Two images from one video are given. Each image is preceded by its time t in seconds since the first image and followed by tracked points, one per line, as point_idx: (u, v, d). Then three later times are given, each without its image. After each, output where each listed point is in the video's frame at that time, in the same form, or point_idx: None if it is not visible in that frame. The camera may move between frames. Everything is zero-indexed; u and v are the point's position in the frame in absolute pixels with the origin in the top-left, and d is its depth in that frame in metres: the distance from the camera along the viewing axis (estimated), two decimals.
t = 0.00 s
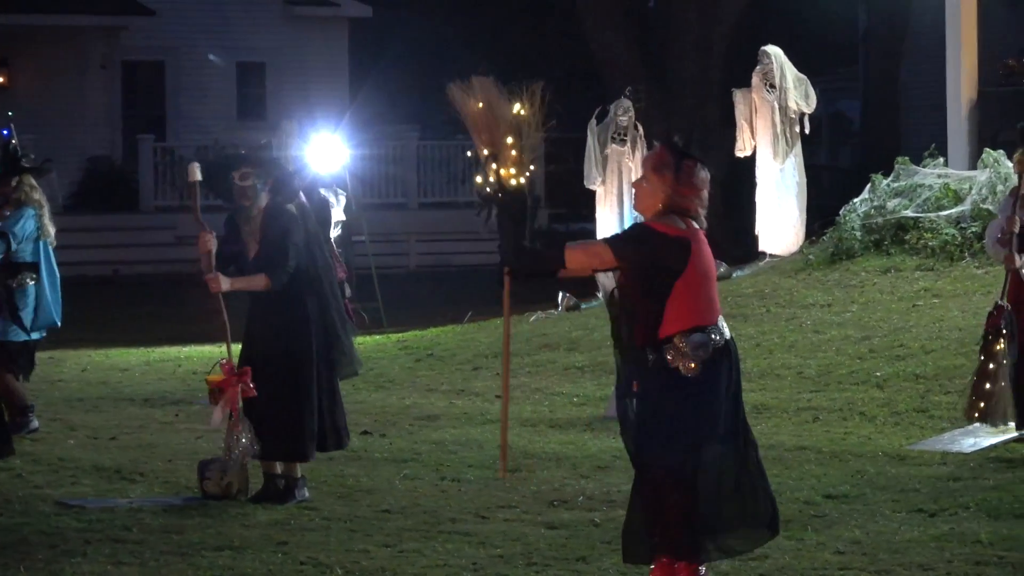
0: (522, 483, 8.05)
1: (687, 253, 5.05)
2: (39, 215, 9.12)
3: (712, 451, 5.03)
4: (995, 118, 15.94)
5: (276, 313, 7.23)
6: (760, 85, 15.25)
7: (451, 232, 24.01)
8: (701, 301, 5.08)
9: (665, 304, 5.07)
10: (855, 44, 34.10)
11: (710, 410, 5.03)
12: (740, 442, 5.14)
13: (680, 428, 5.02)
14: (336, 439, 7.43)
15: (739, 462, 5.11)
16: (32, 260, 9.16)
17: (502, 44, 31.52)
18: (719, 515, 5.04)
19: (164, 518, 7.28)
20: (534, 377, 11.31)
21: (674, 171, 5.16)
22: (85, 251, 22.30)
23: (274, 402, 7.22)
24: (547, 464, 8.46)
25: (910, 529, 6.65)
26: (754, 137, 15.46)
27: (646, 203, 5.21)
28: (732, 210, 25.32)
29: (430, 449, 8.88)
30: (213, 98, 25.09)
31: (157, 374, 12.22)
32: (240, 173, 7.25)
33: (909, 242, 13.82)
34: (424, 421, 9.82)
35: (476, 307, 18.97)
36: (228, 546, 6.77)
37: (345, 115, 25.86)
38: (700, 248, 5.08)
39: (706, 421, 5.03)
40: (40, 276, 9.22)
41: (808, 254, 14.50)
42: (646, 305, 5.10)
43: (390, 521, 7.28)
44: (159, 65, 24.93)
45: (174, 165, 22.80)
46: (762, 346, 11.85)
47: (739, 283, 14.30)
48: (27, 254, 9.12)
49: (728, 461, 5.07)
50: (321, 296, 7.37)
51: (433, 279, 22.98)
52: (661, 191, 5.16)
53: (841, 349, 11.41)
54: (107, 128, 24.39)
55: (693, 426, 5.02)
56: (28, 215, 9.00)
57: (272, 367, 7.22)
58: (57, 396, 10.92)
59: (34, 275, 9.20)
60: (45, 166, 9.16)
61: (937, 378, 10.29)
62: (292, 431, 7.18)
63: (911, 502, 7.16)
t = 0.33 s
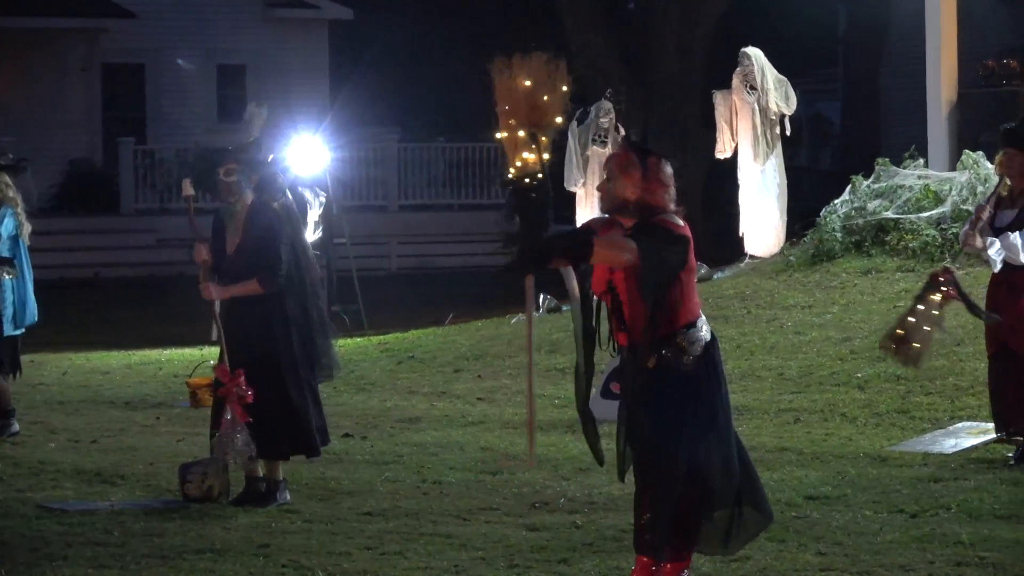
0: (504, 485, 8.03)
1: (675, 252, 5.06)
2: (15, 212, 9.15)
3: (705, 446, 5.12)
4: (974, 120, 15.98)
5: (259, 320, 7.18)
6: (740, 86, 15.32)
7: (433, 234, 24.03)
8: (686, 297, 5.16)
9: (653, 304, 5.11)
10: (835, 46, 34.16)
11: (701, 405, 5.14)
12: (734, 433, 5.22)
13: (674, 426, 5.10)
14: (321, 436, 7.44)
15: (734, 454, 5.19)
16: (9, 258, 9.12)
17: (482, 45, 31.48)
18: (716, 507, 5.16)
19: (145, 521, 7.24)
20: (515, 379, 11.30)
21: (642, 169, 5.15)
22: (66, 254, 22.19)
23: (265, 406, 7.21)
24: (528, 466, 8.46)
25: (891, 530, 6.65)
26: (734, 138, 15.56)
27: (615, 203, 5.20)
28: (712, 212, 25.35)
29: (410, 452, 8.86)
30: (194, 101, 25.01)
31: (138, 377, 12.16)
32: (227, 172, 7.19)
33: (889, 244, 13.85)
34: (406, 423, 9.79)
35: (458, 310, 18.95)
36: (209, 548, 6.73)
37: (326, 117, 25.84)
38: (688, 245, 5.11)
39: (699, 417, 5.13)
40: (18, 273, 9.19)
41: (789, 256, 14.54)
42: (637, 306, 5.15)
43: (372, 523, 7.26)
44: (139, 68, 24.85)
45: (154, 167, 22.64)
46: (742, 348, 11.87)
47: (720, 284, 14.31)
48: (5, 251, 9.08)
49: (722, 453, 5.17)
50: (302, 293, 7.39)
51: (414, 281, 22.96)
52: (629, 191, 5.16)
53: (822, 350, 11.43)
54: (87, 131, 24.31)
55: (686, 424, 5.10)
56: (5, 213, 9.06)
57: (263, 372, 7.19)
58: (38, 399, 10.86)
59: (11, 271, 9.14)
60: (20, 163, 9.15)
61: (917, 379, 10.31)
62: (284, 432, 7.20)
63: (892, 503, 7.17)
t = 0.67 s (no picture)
0: (491, 487, 8.01)
1: (665, 250, 5.05)
2: None
3: (688, 448, 5.12)
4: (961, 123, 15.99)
5: (241, 319, 7.18)
6: (729, 87, 15.43)
7: (420, 234, 23.98)
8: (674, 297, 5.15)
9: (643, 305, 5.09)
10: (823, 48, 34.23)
11: (687, 407, 5.13)
12: (721, 433, 5.20)
13: (659, 430, 5.11)
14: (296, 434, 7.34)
15: (727, 451, 5.21)
16: None
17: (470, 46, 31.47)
18: (701, 508, 5.14)
19: (132, 522, 7.21)
20: (502, 380, 11.29)
21: (626, 169, 5.14)
22: (53, 254, 22.13)
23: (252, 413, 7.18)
24: (515, 467, 8.45)
25: (878, 532, 6.65)
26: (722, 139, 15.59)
27: (603, 202, 5.19)
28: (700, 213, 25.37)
29: (398, 453, 8.84)
30: (181, 101, 24.96)
31: (125, 377, 12.13)
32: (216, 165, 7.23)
33: (877, 245, 13.86)
34: (393, 424, 9.78)
35: (446, 311, 18.93)
36: (195, 550, 6.71)
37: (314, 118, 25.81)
38: (680, 246, 5.09)
39: (686, 418, 5.12)
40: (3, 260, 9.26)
41: (776, 257, 14.56)
42: (626, 307, 5.12)
43: (358, 524, 7.24)
44: (126, 69, 24.79)
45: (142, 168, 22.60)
46: (730, 349, 11.88)
47: (708, 286, 14.32)
48: None
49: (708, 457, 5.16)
50: (285, 291, 7.32)
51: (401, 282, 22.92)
52: (614, 190, 5.15)
53: (809, 351, 11.44)
54: (75, 131, 24.24)
55: (671, 422, 5.10)
56: None
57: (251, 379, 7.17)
58: (24, 400, 10.81)
59: None
60: None
61: (904, 381, 10.33)
62: (263, 432, 7.16)
63: (879, 505, 7.17)
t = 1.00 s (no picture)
0: (483, 488, 8.01)
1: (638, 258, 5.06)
2: None
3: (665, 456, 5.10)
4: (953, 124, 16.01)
5: (228, 319, 7.16)
6: (721, 89, 15.38)
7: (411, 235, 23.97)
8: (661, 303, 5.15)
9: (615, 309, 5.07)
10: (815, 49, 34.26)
11: (669, 412, 5.12)
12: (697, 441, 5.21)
13: (640, 431, 5.11)
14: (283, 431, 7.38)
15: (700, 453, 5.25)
16: None
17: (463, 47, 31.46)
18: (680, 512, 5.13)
19: (124, 523, 7.19)
20: (494, 381, 11.29)
21: (616, 171, 5.18)
22: (45, 255, 22.10)
23: (230, 411, 7.13)
24: (507, 467, 8.45)
25: (870, 532, 6.66)
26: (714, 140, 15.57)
27: (596, 206, 5.23)
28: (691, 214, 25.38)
29: (390, 454, 8.83)
30: (173, 102, 24.92)
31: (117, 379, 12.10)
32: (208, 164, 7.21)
33: (869, 246, 13.88)
34: (385, 425, 9.77)
35: (438, 312, 18.91)
36: (187, 551, 6.69)
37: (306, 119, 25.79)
38: (655, 253, 5.08)
39: (667, 423, 5.10)
40: None
41: (769, 258, 14.56)
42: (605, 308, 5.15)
43: (350, 525, 7.23)
44: (119, 70, 24.76)
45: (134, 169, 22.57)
46: (722, 350, 11.88)
47: (700, 287, 14.32)
48: None
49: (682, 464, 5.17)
50: (274, 290, 7.30)
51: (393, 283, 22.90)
52: (606, 192, 5.19)
53: (801, 352, 11.45)
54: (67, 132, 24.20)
55: (652, 424, 5.10)
56: None
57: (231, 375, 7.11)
58: (17, 402, 10.78)
59: None
60: None
61: (897, 381, 10.34)
62: (251, 433, 7.16)
63: (872, 506, 7.18)
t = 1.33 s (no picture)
0: (472, 488, 8.00)
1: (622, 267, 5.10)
2: None
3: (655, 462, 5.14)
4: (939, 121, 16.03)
5: (216, 324, 7.13)
6: (707, 87, 15.40)
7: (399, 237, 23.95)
8: (647, 312, 5.16)
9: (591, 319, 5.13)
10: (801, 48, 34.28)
11: (660, 416, 5.13)
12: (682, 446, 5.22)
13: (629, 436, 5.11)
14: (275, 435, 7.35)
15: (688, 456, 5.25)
16: None
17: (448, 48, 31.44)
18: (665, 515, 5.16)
19: (113, 528, 7.17)
20: (483, 382, 11.28)
21: (613, 182, 5.15)
22: (33, 260, 22.05)
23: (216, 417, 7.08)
24: (496, 468, 8.44)
25: (859, 529, 6.66)
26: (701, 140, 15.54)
27: (591, 216, 5.23)
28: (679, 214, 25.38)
29: (379, 456, 8.81)
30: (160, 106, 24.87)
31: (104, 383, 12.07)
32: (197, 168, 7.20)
33: (856, 243, 13.91)
34: (373, 427, 9.76)
35: (425, 314, 18.88)
36: (176, 555, 6.67)
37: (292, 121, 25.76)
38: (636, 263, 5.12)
39: (657, 426, 5.12)
40: None
41: (756, 257, 14.57)
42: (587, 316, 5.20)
43: (340, 528, 7.21)
44: (105, 74, 24.70)
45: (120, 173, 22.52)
46: (710, 349, 11.89)
47: (688, 286, 14.32)
48: None
49: (660, 472, 5.16)
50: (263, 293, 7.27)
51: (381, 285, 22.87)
52: (602, 204, 5.18)
53: (789, 350, 11.46)
54: (53, 137, 24.14)
55: (643, 429, 5.12)
56: None
57: (214, 380, 7.09)
58: (5, 408, 10.74)
59: None
60: None
61: (885, 378, 10.35)
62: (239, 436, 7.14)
63: (861, 502, 7.18)
